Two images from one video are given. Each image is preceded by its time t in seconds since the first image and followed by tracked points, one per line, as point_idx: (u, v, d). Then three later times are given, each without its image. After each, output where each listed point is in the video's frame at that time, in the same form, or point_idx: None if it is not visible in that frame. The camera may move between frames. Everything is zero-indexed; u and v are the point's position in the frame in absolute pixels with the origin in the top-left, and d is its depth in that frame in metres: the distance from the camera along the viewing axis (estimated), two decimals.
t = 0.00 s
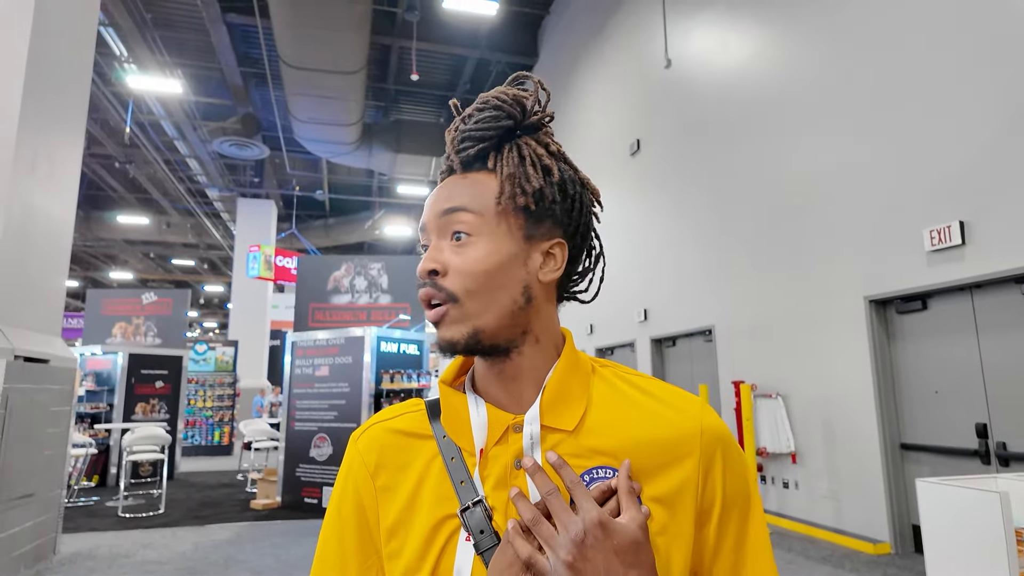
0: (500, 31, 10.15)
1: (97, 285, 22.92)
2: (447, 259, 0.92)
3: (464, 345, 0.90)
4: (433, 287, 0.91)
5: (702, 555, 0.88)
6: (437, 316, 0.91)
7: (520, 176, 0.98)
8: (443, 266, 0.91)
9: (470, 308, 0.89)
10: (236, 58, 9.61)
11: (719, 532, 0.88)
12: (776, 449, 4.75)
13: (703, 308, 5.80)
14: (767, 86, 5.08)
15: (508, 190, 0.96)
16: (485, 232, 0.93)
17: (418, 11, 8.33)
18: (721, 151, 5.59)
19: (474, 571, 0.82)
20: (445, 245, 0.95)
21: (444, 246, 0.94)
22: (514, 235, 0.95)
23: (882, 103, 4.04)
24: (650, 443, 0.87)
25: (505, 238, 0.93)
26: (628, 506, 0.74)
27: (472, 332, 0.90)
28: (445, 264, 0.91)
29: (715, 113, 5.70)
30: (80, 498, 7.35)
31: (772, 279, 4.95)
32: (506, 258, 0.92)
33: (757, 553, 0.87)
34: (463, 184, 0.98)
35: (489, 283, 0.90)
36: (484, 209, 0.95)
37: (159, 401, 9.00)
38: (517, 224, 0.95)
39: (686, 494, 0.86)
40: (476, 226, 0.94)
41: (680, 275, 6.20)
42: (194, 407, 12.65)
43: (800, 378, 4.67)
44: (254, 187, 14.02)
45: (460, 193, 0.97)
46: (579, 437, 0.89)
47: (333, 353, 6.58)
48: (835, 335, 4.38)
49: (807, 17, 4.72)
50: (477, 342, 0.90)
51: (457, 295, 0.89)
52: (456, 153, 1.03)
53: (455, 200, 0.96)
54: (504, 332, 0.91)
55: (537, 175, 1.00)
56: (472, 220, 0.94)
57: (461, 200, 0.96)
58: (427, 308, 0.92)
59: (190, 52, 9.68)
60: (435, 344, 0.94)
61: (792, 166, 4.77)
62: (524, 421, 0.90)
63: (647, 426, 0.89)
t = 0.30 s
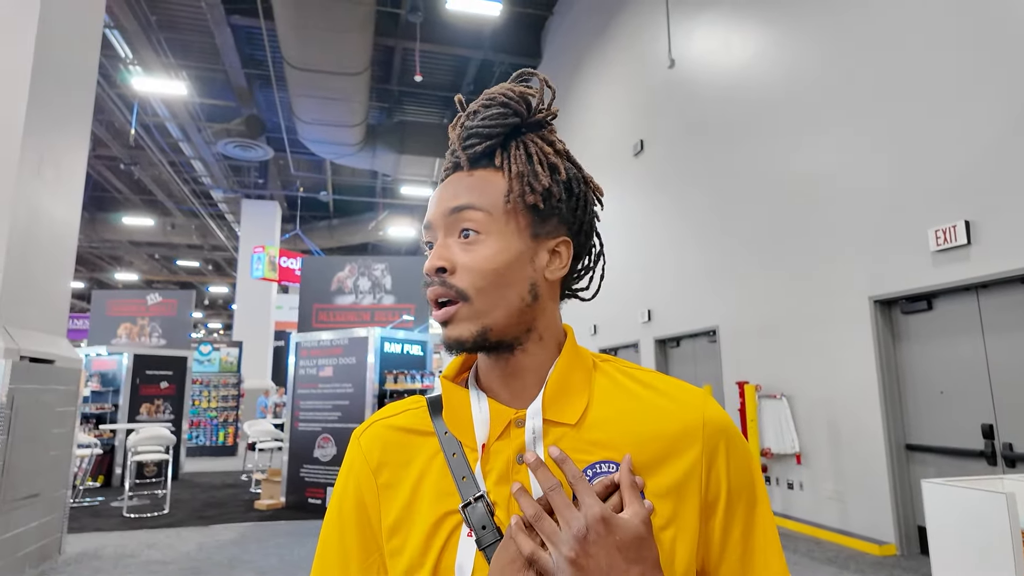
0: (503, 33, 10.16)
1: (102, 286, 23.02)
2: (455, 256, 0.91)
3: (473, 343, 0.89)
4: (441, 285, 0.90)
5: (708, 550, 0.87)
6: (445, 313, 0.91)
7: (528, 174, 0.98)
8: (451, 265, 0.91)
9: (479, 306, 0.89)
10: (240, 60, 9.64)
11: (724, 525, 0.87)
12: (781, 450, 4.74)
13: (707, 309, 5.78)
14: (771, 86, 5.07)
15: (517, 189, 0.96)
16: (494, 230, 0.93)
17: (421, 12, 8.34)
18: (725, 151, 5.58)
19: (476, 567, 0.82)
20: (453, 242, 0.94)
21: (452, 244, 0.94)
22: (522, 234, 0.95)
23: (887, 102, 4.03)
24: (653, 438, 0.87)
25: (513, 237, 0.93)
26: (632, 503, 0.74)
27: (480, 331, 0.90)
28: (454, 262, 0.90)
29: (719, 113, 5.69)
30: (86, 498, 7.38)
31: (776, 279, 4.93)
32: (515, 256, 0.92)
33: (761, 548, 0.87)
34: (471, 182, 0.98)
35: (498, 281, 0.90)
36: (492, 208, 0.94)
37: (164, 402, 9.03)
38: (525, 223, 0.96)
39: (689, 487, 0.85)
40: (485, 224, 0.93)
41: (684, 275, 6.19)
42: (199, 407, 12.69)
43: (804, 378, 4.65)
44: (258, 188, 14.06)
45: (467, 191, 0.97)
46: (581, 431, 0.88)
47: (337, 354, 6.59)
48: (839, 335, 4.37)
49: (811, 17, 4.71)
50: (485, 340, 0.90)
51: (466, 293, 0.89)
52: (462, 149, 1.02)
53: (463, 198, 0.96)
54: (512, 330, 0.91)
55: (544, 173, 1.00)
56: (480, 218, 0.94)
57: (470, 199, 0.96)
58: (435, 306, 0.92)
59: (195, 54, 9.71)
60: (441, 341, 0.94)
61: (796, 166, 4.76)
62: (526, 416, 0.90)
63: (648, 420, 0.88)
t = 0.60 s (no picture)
0: (505, 34, 10.16)
1: (106, 287, 23.09)
2: (466, 254, 0.91)
3: (484, 341, 0.90)
4: (452, 282, 0.90)
5: (711, 550, 0.87)
6: (455, 311, 0.90)
7: (536, 173, 0.98)
8: (462, 262, 0.91)
9: (491, 305, 0.89)
10: (244, 61, 9.66)
11: (727, 522, 0.87)
12: (784, 451, 4.72)
13: (710, 309, 5.77)
14: (773, 87, 5.07)
15: (527, 188, 0.96)
16: (504, 228, 0.93)
17: (424, 13, 8.35)
18: (727, 154, 5.58)
19: (480, 566, 0.82)
20: (462, 240, 0.94)
21: (462, 241, 0.93)
22: (531, 232, 0.95)
23: (889, 101, 4.02)
24: (656, 437, 0.87)
25: (524, 236, 0.93)
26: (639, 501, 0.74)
27: (489, 328, 0.90)
28: (466, 260, 0.90)
29: (721, 112, 5.69)
30: (90, 498, 7.40)
31: (778, 280, 4.93)
32: (524, 255, 0.92)
33: (763, 547, 0.87)
34: (481, 180, 0.98)
35: (510, 280, 0.90)
36: (504, 206, 0.94)
37: (167, 402, 9.05)
38: (535, 223, 0.96)
39: (693, 486, 0.85)
40: (496, 222, 0.93)
41: (686, 275, 6.19)
42: (202, 408, 12.77)
43: (807, 379, 4.65)
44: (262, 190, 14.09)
45: (478, 188, 0.97)
46: (586, 429, 0.88)
47: (339, 355, 6.59)
48: (842, 336, 4.36)
49: (813, 17, 4.71)
50: (494, 337, 0.90)
51: (478, 291, 0.89)
52: (472, 146, 1.02)
53: (474, 195, 0.96)
54: (520, 327, 0.91)
55: (553, 173, 1.00)
56: (491, 216, 0.94)
57: (481, 195, 0.95)
58: (445, 302, 0.91)
59: (198, 55, 9.73)
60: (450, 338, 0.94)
61: (799, 166, 4.75)
62: (530, 415, 0.90)
63: (652, 419, 0.88)
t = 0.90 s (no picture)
0: (507, 34, 10.15)
1: (109, 287, 23.16)
2: (479, 244, 0.91)
3: (497, 331, 0.90)
4: (466, 272, 0.90)
5: (719, 543, 0.87)
6: (467, 301, 0.90)
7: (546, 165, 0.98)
8: (475, 252, 0.91)
9: (504, 295, 0.89)
10: (246, 61, 9.67)
11: (735, 515, 0.87)
12: (787, 450, 4.71)
13: (713, 309, 5.76)
14: (776, 86, 5.06)
15: (539, 179, 0.96)
16: (517, 219, 0.93)
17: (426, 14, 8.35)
18: (730, 153, 5.56)
19: (488, 558, 0.81)
20: (474, 231, 0.94)
21: (475, 231, 0.93)
22: (543, 223, 0.95)
23: (892, 100, 4.01)
24: (665, 429, 0.87)
25: (536, 227, 0.93)
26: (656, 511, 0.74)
27: (502, 319, 0.90)
28: (480, 250, 0.90)
29: (723, 112, 5.68)
30: (93, 497, 7.42)
31: (781, 279, 4.92)
32: (537, 247, 0.92)
33: (769, 539, 0.87)
34: (490, 170, 0.97)
35: (524, 272, 0.90)
36: (516, 197, 0.94)
37: (170, 402, 9.07)
38: (546, 214, 0.96)
39: (702, 479, 0.85)
40: (509, 212, 0.93)
41: (688, 274, 6.18)
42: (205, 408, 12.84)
43: (809, 378, 4.64)
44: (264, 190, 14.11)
45: (489, 178, 0.96)
46: (593, 421, 0.88)
47: (342, 354, 6.59)
48: (845, 335, 4.35)
49: (815, 15, 4.70)
50: (508, 328, 0.90)
51: (492, 281, 0.89)
52: (482, 135, 1.00)
53: (486, 185, 0.95)
54: (532, 318, 0.92)
55: (562, 166, 1.00)
56: (504, 206, 0.93)
57: (493, 185, 0.95)
58: (457, 292, 0.91)
59: (201, 56, 9.75)
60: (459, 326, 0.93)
61: (801, 165, 4.74)
62: (537, 406, 0.90)
63: (661, 412, 0.88)
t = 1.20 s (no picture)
0: (508, 33, 10.15)
1: (112, 287, 23.21)
2: (503, 236, 0.90)
3: (507, 323, 0.89)
4: (488, 262, 0.89)
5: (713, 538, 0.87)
6: (487, 291, 0.89)
7: (567, 170, 0.98)
8: (499, 242, 0.90)
9: (522, 290, 0.89)
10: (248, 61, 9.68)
11: (727, 505, 0.87)
12: (788, 450, 4.71)
13: (714, 308, 5.75)
14: (777, 85, 5.05)
15: (562, 181, 0.96)
16: (540, 216, 0.93)
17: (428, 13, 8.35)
18: (732, 152, 5.55)
19: (492, 558, 0.81)
20: (498, 223, 0.93)
21: (498, 223, 0.92)
22: (561, 224, 0.94)
23: (893, 99, 4.00)
24: (661, 428, 0.87)
25: (556, 227, 0.93)
26: None
27: (521, 313, 0.89)
28: (504, 241, 0.89)
29: (725, 111, 5.67)
30: (95, 496, 7.44)
31: (783, 278, 4.92)
32: (556, 245, 0.92)
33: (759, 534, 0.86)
34: (516, 166, 0.97)
35: (542, 267, 0.90)
36: (540, 194, 0.94)
37: (172, 401, 9.08)
38: (565, 216, 0.95)
39: (695, 471, 0.84)
40: (533, 208, 0.93)
41: (690, 273, 6.17)
42: (206, 407, 12.86)
43: (811, 377, 4.64)
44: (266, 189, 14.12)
45: (516, 174, 0.96)
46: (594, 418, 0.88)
47: (343, 353, 6.60)
48: (846, 335, 4.35)
49: (817, 15, 4.70)
50: (524, 323, 0.89)
51: (510, 275, 0.88)
52: (509, 134, 1.00)
53: (513, 179, 0.95)
54: (545, 316, 0.91)
55: (582, 174, 1.01)
56: (528, 201, 0.93)
57: (520, 180, 0.95)
58: (475, 282, 0.89)
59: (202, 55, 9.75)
60: (472, 315, 0.92)
61: (803, 164, 4.73)
62: (539, 406, 0.90)
63: (660, 410, 0.88)
